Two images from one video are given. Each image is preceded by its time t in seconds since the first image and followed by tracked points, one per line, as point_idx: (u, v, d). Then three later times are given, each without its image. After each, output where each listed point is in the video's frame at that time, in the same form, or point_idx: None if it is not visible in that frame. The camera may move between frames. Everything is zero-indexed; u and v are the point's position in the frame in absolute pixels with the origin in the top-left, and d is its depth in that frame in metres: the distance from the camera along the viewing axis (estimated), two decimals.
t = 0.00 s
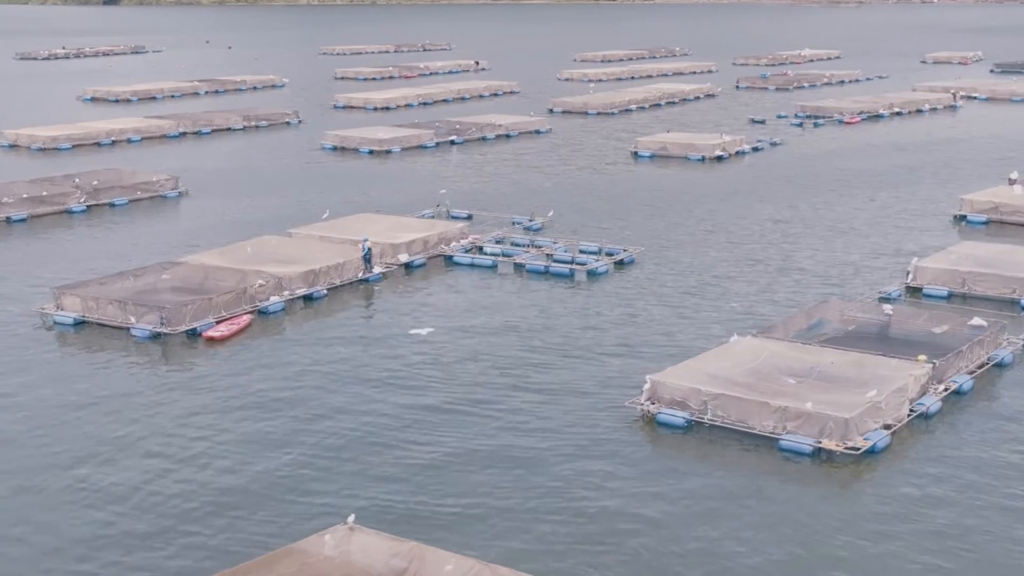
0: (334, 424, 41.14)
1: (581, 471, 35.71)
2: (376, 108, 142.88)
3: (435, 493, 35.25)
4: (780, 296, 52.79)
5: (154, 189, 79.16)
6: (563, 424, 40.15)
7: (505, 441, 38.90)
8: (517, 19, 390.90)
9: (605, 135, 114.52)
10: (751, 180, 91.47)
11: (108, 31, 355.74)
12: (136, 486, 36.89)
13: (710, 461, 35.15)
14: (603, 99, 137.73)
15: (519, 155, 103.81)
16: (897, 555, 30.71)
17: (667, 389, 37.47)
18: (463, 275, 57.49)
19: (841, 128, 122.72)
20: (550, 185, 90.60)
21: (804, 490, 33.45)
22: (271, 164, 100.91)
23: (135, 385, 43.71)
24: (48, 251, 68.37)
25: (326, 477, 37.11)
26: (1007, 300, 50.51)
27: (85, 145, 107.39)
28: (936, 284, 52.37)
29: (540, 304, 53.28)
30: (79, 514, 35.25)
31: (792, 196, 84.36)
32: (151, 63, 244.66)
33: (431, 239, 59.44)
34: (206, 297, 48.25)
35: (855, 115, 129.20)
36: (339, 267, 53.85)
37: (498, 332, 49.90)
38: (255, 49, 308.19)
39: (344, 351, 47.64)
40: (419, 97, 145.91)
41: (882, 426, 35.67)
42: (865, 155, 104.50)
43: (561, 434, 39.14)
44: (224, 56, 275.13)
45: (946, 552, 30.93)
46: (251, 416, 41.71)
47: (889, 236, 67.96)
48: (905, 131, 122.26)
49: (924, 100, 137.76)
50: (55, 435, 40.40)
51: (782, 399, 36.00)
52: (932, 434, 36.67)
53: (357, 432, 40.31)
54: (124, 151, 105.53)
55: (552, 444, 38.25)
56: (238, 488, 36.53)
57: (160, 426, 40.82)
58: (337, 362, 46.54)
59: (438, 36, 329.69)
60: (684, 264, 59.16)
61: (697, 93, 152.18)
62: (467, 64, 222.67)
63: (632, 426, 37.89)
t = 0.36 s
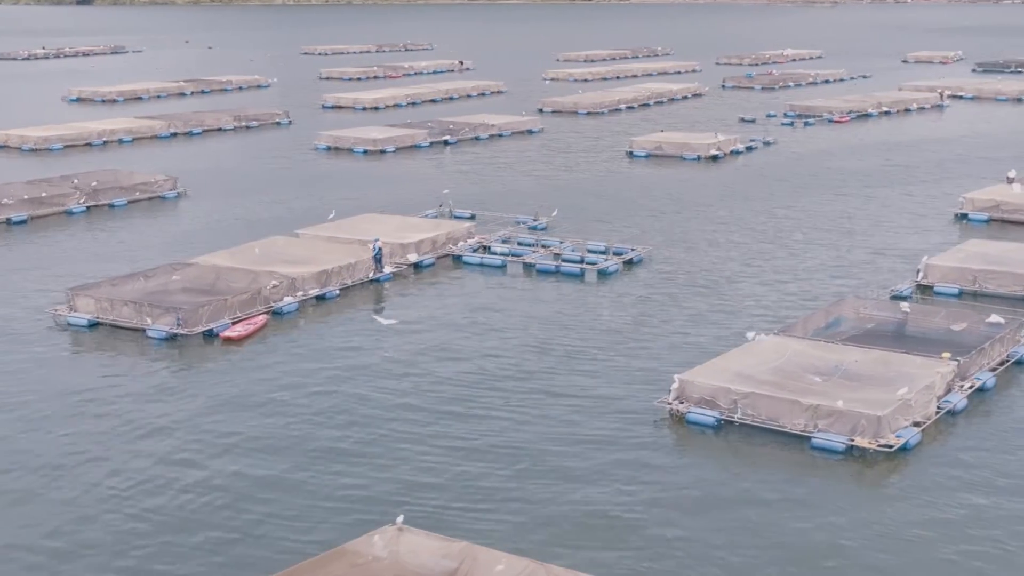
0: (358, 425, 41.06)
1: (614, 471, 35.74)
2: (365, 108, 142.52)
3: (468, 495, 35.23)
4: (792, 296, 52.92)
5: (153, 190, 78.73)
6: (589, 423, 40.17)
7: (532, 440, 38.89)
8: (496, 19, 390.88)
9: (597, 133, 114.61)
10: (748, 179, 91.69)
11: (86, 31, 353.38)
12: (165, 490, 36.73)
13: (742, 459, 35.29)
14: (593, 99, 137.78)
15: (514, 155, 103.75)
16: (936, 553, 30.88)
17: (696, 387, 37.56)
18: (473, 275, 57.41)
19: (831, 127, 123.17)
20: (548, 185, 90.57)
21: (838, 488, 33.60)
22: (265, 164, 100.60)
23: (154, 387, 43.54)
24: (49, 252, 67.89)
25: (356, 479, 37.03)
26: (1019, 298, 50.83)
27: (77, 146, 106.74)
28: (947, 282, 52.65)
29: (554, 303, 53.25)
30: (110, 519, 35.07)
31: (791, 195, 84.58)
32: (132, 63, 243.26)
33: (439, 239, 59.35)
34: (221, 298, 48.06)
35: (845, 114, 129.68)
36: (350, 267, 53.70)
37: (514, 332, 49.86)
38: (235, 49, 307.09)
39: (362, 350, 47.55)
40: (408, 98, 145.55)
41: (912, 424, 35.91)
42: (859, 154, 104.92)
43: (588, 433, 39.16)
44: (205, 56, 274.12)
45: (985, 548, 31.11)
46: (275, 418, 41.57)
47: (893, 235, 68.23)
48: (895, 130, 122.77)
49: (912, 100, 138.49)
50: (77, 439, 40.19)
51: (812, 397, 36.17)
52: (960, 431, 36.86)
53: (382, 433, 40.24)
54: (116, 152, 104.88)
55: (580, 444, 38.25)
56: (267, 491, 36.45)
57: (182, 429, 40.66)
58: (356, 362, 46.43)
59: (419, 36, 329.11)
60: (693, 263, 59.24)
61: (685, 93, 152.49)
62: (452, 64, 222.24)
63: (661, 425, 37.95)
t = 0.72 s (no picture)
0: (386, 426, 41.01)
1: (650, 473, 35.84)
2: (353, 108, 142.17)
3: (505, 496, 35.26)
4: (806, 294, 53.11)
5: (152, 191, 78.36)
6: (618, 423, 40.24)
7: (563, 441, 38.93)
8: (474, 19, 390.65)
9: (589, 133, 114.72)
10: (744, 178, 91.96)
11: (61, 32, 351.02)
12: (196, 494, 36.61)
13: (776, 458, 35.54)
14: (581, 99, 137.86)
15: (508, 154, 103.75)
16: (978, 552, 31.14)
17: (727, 387, 37.81)
18: (484, 275, 57.37)
19: (820, 126, 123.65)
20: (545, 185, 90.62)
21: (875, 489, 33.82)
22: (258, 164, 100.24)
23: (176, 390, 43.39)
24: (52, 254, 67.44)
25: (389, 481, 37.01)
26: None
27: (67, 147, 106.05)
28: (958, 281, 52.98)
29: (568, 302, 53.29)
30: (143, 523, 34.90)
31: (788, 194, 84.93)
32: (111, 63, 241.71)
33: (448, 239, 59.30)
34: (239, 299, 47.93)
35: (833, 113, 130.20)
36: (363, 267, 53.58)
37: (531, 332, 49.89)
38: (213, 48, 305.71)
39: (381, 350, 47.49)
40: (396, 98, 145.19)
41: (945, 421, 36.28)
42: (851, 153, 105.38)
43: (619, 433, 39.22)
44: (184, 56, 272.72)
45: None
46: (302, 421, 41.48)
47: (896, 233, 68.56)
48: (884, 129, 123.42)
49: (899, 99, 139.23)
50: (102, 443, 39.97)
51: (845, 395, 36.51)
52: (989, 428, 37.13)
53: (411, 434, 40.22)
54: (108, 153, 104.30)
55: (612, 444, 38.33)
56: (300, 494, 36.36)
57: (208, 432, 40.53)
58: (377, 362, 46.34)
59: (398, 36, 328.45)
60: (702, 263, 59.39)
61: (671, 93, 152.81)
62: (435, 64, 221.83)
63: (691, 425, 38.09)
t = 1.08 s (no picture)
0: (411, 426, 41.05)
1: (681, 472, 35.99)
2: (342, 109, 141.88)
3: (537, 496, 35.35)
4: (817, 294, 53.36)
5: (152, 191, 78.03)
6: (642, 421, 40.40)
7: (590, 439, 39.05)
8: (454, 19, 390.20)
9: (582, 133, 114.83)
10: (740, 177, 92.23)
11: (39, 32, 348.75)
12: (226, 497, 36.56)
13: (807, 456, 35.82)
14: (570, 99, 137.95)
15: (502, 154, 103.76)
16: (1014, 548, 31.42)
17: (755, 385, 38.10)
18: (493, 275, 57.35)
19: (811, 126, 124.09)
20: (543, 185, 90.64)
21: (907, 489, 34.06)
22: (253, 164, 99.89)
23: (196, 392, 43.31)
24: (54, 254, 67.06)
25: (419, 482, 37.07)
26: None
27: (58, 148, 105.36)
28: (968, 278, 53.27)
29: (580, 301, 53.35)
30: (175, 527, 34.79)
31: (786, 192, 85.22)
32: (92, 64, 240.34)
33: (456, 240, 59.26)
34: (255, 300, 47.84)
35: (823, 113, 130.68)
36: (375, 267, 53.48)
37: (546, 330, 49.94)
38: (194, 48, 304.43)
39: (398, 350, 47.47)
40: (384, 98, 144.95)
41: (973, 417, 36.64)
42: (844, 152, 105.83)
43: (645, 432, 39.35)
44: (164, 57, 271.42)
45: None
46: (326, 422, 41.48)
47: (898, 232, 68.91)
48: (873, 128, 123.98)
49: (886, 98, 139.91)
50: (126, 446, 39.83)
51: (874, 393, 36.87)
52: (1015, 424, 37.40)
53: (436, 434, 40.22)
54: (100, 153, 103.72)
55: (640, 443, 38.45)
56: (331, 496, 36.36)
57: (232, 435, 40.45)
58: (394, 363, 46.30)
59: (379, 37, 327.84)
60: (710, 262, 59.58)
61: (659, 92, 153.08)
62: (418, 64, 221.39)
63: (718, 425, 38.26)
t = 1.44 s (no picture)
0: (436, 425, 41.09)
1: (712, 470, 36.17)
2: (331, 109, 141.50)
3: (570, 495, 35.45)
4: (828, 292, 53.60)
5: (151, 192, 77.67)
6: (667, 418, 40.54)
7: (617, 437, 39.17)
8: (434, 19, 389.61)
9: (574, 132, 114.95)
10: (737, 176, 92.53)
11: (16, 32, 346.29)
12: (257, 497, 36.55)
13: (838, 454, 36.17)
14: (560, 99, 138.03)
15: (497, 153, 103.75)
16: None
17: (783, 382, 38.53)
18: (504, 274, 57.37)
19: (801, 125, 124.61)
20: (540, 183, 90.69)
21: (938, 487, 34.36)
22: (247, 164, 99.60)
23: (218, 393, 43.26)
24: (57, 255, 66.69)
25: (449, 481, 37.11)
26: None
27: (50, 148, 104.75)
28: (978, 275, 53.54)
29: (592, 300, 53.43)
30: (206, 528, 34.71)
31: (785, 191, 85.51)
32: (72, 65, 238.81)
33: (465, 239, 59.28)
34: (271, 300, 47.86)
35: (812, 112, 131.20)
36: (387, 267, 53.48)
37: (562, 328, 50.02)
38: (174, 48, 303.06)
39: (416, 349, 47.50)
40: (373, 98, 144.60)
41: (1002, 413, 37.02)
42: (837, 151, 106.32)
43: (672, 428, 39.52)
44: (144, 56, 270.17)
45: None
46: (350, 421, 41.49)
47: (901, 231, 69.26)
48: (864, 127, 124.57)
49: (875, 97, 140.55)
50: (151, 447, 39.72)
51: (903, 390, 37.30)
52: None
53: (462, 433, 40.26)
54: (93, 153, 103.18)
55: (667, 440, 38.60)
56: (363, 496, 36.38)
57: (257, 436, 40.41)
58: (414, 362, 46.33)
59: (360, 36, 327.06)
60: (719, 260, 59.76)
61: (647, 92, 153.30)
62: (403, 64, 220.95)
63: (746, 424, 38.50)
